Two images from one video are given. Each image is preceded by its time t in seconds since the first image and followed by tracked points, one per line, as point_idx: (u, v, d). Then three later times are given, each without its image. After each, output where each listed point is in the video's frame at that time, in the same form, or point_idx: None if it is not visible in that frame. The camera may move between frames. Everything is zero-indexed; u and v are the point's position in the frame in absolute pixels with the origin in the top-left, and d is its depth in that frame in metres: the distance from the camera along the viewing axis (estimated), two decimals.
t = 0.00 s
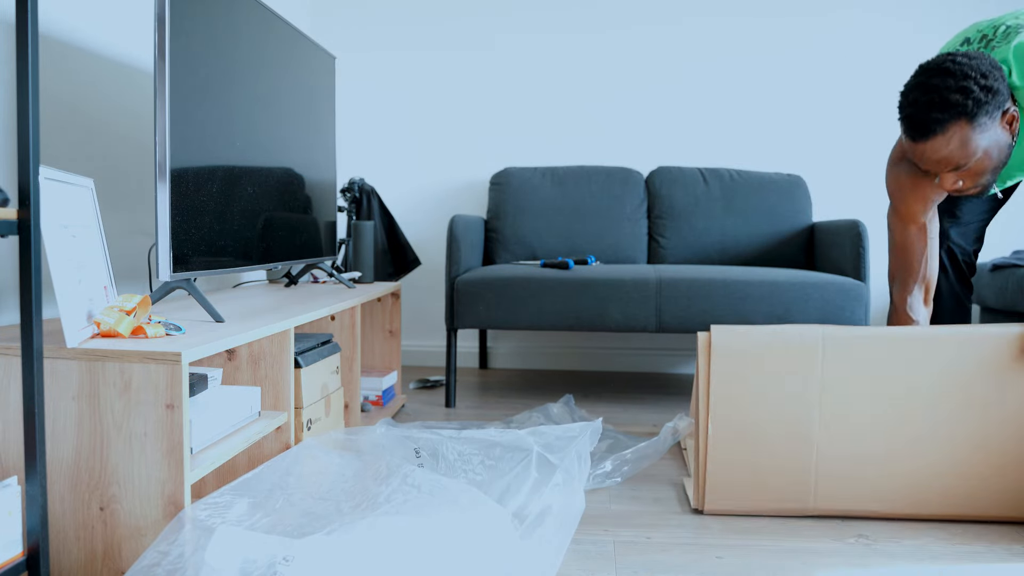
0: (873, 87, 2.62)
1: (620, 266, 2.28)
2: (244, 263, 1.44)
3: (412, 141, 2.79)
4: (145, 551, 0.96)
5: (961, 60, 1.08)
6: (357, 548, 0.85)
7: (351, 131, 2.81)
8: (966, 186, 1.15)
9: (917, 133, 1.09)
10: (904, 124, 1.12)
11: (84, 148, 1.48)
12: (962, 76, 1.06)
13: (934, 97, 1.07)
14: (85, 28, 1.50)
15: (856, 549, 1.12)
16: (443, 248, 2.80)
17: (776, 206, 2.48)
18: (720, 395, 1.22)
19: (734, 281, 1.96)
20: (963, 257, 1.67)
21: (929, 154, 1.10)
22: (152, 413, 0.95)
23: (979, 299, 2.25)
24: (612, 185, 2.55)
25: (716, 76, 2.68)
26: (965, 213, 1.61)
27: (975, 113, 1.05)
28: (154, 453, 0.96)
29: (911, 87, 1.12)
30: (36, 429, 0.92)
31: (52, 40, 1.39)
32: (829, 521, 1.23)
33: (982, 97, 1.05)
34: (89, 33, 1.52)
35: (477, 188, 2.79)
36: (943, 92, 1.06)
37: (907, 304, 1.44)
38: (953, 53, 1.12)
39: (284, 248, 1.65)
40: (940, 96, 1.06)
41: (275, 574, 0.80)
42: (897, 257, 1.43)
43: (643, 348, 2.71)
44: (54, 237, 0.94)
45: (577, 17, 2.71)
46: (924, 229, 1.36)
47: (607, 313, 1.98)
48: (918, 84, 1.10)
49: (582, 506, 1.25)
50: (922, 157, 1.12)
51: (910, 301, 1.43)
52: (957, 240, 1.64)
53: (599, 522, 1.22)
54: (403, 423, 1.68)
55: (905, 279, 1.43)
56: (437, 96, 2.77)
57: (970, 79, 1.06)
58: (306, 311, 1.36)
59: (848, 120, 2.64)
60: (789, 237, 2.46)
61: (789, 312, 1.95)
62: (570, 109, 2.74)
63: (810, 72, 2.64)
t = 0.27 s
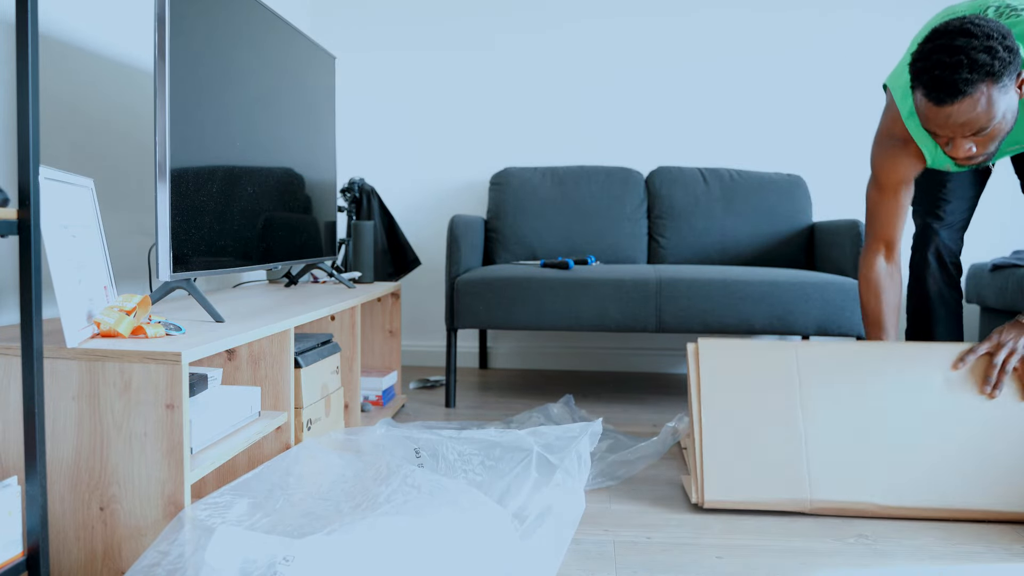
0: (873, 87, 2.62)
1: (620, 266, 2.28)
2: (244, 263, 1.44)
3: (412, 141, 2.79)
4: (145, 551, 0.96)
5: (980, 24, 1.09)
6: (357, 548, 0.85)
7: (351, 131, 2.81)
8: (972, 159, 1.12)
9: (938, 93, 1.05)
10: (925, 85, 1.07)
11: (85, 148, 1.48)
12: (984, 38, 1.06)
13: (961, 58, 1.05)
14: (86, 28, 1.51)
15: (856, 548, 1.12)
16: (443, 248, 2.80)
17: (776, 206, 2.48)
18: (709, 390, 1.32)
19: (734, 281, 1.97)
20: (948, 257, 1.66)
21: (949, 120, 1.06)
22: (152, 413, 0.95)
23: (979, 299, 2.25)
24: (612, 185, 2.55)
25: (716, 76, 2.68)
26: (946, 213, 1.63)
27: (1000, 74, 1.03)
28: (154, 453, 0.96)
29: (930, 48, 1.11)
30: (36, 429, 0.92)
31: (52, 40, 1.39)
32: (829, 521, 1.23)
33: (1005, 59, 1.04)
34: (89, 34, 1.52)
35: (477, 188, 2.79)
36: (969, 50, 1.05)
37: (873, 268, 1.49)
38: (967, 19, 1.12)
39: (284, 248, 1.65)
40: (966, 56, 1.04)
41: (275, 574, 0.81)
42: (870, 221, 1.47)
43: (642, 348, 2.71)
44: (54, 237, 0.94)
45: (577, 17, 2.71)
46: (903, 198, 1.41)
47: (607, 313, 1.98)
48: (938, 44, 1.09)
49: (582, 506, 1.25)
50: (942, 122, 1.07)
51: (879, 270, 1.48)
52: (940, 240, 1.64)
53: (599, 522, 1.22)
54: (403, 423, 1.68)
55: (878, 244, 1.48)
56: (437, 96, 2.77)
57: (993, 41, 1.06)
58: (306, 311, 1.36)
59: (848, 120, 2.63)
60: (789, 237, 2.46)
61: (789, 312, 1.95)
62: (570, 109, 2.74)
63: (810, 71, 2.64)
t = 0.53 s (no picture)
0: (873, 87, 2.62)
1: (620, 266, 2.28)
2: (244, 262, 1.44)
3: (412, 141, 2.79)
4: (145, 551, 0.96)
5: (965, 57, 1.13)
6: (357, 548, 0.85)
7: (351, 131, 2.81)
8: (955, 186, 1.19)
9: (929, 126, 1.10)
10: (918, 119, 1.11)
11: (85, 149, 1.48)
12: (970, 73, 1.11)
13: (948, 94, 1.09)
14: (86, 29, 1.51)
15: (857, 548, 1.12)
16: (443, 248, 2.79)
17: (776, 206, 2.49)
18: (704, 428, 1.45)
19: (734, 281, 1.96)
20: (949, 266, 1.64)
21: (941, 151, 1.11)
22: (152, 413, 0.95)
23: (980, 299, 2.25)
24: (612, 185, 2.55)
25: (716, 76, 2.68)
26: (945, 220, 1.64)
27: (986, 108, 1.09)
28: (154, 453, 0.96)
29: (919, 79, 1.15)
30: (36, 429, 0.92)
31: (52, 40, 1.39)
32: (829, 521, 1.23)
33: (990, 93, 1.09)
34: (89, 34, 1.52)
35: (477, 188, 2.79)
36: (955, 86, 1.10)
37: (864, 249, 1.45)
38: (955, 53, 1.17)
39: (284, 248, 1.65)
40: (953, 91, 1.09)
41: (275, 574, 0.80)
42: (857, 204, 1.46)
43: (642, 348, 2.71)
44: (54, 237, 0.94)
45: (577, 17, 2.71)
46: (889, 171, 1.40)
47: (607, 313, 1.98)
48: (925, 78, 1.14)
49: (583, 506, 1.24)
50: (934, 153, 1.12)
51: (868, 249, 1.45)
52: (944, 240, 1.63)
53: (599, 522, 1.22)
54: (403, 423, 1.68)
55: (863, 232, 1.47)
56: (437, 96, 2.77)
57: (979, 76, 1.10)
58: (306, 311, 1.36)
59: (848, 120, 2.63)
60: (789, 237, 2.46)
61: (789, 312, 1.95)
62: (570, 109, 2.74)
63: (810, 71, 2.64)
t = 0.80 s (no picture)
0: (873, 87, 2.62)
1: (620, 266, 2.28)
2: (244, 262, 1.44)
3: (412, 141, 2.79)
4: (145, 551, 0.96)
5: (958, 75, 1.17)
6: (357, 548, 0.85)
7: (351, 131, 2.81)
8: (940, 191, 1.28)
9: (911, 145, 1.19)
10: (906, 135, 1.19)
11: (85, 149, 1.48)
12: (956, 95, 1.16)
13: (927, 111, 1.16)
14: (86, 29, 1.51)
15: (857, 548, 1.12)
16: (443, 248, 2.79)
17: (776, 206, 2.49)
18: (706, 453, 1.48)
19: (734, 281, 1.96)
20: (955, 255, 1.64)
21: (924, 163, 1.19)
22: (152, 413, 0.95)
23: (980, 299, 2.25)
24: (612, 185, 2.55)
25: (716, 76, 2.68)
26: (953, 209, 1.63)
27: (961, 131, 1.15)
28: (154, 452, 0.96)
29: (910, 94, 1.20)
30: (36, 429, 0.92)
31: (52, 40, 1.39)
32: (829, 521, 1.23)
33: (972, 116, 1.15)
34: (89, 35, 1.52)
35: (477, 188, 2.79)
36: (938, 106, 1.15)
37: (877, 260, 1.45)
38: (952, 69, 1.20)
39: (285, 248, 1.65)
40: (936, 113, 1.15)
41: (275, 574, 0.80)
42: (873, 215, 1.48)
43: (642, 348, 2.71)
44: (54, 236, 0.94)
45: (577, 17, 2.71)
46: (903, 186, 1.43)
47: (607, 314, 1.98)
48: (916, 93, 1.19)
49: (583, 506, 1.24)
50: (920, 165, 1.20)
51: (885, 262, 1.45)
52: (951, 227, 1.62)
53: (599, 522, 1.22)
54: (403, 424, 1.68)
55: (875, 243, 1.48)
56: (438, 97, 2.77)
57: (964, 99, 1.15)
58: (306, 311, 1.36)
59: (848, 120, 2.64)
60: (789, 237, 2.46)
61: (789, 313, 1.95)
62: (570, 109, 2.74)
63: (811, 71, 2.64)
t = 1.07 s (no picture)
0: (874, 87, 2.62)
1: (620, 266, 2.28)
2: (244, 262, 1.44)
3: (413, 142, 2.79)
4: (145, 552, 0.96)
5: (906, 100, 1.27)
6: (357, 548, 0.85)
7: (351, 131, 2.81)
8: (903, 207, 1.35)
9: (867, 164, 1.27)
10: (862, 155, 1.28)
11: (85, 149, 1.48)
12: (902, 115, 1.25)
13: (880, 131, 1.25)
14: (86, 29, 1.51)
15: (857, 548, 1.12)
16: (443, 248, 2.79)
17: (775, 206, 2.49)
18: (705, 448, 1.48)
19: (734, 281, 1.97)
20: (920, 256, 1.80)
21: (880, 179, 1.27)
22: (152, 413, 0.95)
23: (980, 299, 2.25)
24: (612, 185, 2.55)
25: (716, 77, 2.68)
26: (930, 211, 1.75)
27: (910, 148, 1.23)
28: (154, 453, 0.96)
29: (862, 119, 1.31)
30: (36, 429, 0.92)
31: (52, 40, 1.39)
32: (829, 521, 1.23)
33: (920, 134, 1.23)
34: (89, 35, 1.52)
35: (478, 188, 2.79)
36: (886, 127, 1.25)
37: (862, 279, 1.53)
38: (898, 94, 1.31)
39: (285, 249, 1.65)
40: (883, 133, 1.25)
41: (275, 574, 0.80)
42: (851, 239, 1.56)
43: (643, 348, 2.71)
44: (54, 237, 0.94)
45: (577, 17, 2.71)
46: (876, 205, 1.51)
47: (607, 314, 1.98)
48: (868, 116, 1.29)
49: (584, 507, 1.24)
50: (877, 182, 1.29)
51: (864, 277, 1.53)
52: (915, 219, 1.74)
53: (599, 522, 1.22)
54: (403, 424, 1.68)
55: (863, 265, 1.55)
56: (438, 97, 2.77)
57: (910, 119, 1.24)
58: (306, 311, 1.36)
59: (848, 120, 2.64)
60: (789, 237, 2.46)
61: (789, 313, 1.95)
62: (570, 109, 2.74)
63: (811, 71, 2.64)
